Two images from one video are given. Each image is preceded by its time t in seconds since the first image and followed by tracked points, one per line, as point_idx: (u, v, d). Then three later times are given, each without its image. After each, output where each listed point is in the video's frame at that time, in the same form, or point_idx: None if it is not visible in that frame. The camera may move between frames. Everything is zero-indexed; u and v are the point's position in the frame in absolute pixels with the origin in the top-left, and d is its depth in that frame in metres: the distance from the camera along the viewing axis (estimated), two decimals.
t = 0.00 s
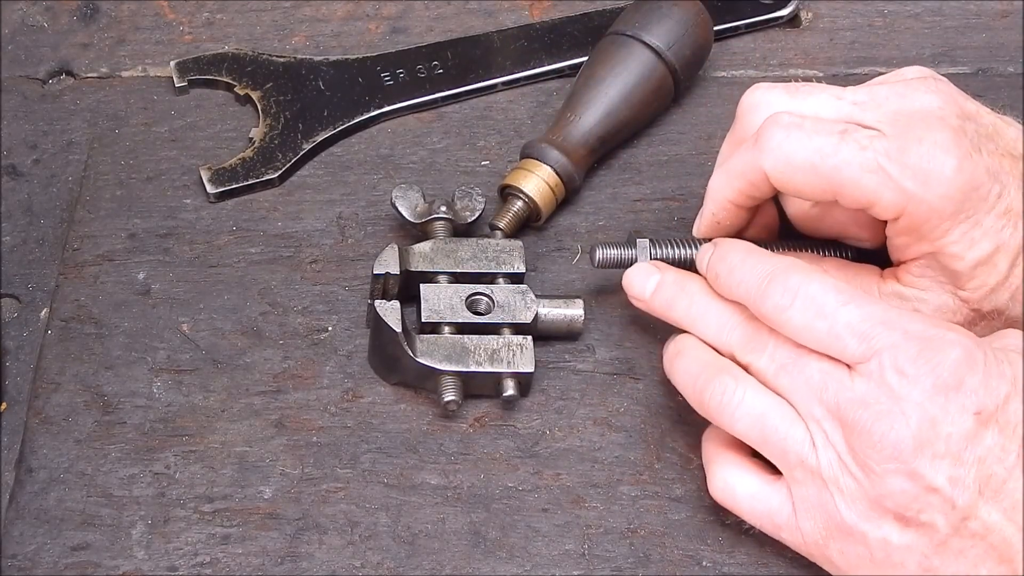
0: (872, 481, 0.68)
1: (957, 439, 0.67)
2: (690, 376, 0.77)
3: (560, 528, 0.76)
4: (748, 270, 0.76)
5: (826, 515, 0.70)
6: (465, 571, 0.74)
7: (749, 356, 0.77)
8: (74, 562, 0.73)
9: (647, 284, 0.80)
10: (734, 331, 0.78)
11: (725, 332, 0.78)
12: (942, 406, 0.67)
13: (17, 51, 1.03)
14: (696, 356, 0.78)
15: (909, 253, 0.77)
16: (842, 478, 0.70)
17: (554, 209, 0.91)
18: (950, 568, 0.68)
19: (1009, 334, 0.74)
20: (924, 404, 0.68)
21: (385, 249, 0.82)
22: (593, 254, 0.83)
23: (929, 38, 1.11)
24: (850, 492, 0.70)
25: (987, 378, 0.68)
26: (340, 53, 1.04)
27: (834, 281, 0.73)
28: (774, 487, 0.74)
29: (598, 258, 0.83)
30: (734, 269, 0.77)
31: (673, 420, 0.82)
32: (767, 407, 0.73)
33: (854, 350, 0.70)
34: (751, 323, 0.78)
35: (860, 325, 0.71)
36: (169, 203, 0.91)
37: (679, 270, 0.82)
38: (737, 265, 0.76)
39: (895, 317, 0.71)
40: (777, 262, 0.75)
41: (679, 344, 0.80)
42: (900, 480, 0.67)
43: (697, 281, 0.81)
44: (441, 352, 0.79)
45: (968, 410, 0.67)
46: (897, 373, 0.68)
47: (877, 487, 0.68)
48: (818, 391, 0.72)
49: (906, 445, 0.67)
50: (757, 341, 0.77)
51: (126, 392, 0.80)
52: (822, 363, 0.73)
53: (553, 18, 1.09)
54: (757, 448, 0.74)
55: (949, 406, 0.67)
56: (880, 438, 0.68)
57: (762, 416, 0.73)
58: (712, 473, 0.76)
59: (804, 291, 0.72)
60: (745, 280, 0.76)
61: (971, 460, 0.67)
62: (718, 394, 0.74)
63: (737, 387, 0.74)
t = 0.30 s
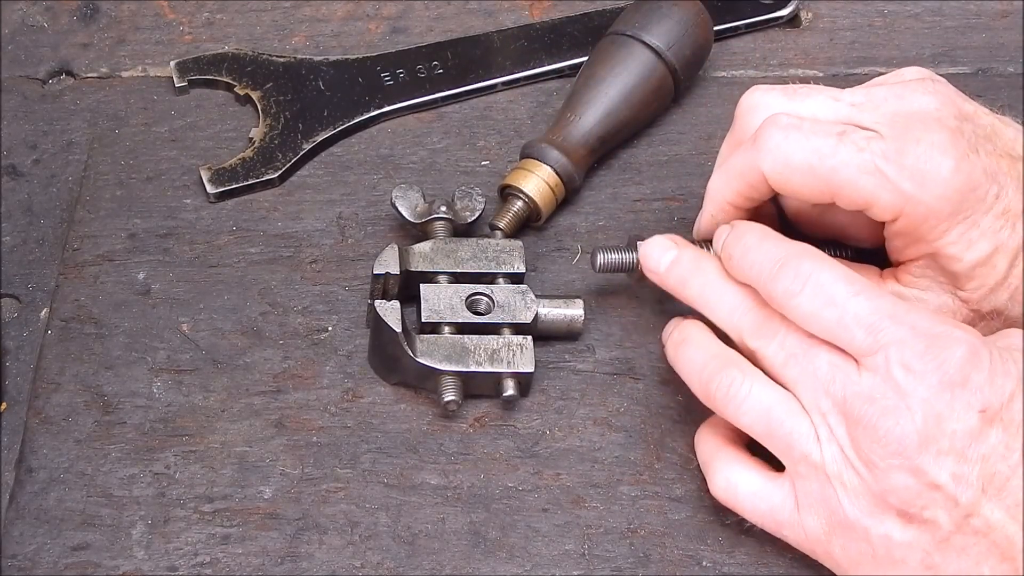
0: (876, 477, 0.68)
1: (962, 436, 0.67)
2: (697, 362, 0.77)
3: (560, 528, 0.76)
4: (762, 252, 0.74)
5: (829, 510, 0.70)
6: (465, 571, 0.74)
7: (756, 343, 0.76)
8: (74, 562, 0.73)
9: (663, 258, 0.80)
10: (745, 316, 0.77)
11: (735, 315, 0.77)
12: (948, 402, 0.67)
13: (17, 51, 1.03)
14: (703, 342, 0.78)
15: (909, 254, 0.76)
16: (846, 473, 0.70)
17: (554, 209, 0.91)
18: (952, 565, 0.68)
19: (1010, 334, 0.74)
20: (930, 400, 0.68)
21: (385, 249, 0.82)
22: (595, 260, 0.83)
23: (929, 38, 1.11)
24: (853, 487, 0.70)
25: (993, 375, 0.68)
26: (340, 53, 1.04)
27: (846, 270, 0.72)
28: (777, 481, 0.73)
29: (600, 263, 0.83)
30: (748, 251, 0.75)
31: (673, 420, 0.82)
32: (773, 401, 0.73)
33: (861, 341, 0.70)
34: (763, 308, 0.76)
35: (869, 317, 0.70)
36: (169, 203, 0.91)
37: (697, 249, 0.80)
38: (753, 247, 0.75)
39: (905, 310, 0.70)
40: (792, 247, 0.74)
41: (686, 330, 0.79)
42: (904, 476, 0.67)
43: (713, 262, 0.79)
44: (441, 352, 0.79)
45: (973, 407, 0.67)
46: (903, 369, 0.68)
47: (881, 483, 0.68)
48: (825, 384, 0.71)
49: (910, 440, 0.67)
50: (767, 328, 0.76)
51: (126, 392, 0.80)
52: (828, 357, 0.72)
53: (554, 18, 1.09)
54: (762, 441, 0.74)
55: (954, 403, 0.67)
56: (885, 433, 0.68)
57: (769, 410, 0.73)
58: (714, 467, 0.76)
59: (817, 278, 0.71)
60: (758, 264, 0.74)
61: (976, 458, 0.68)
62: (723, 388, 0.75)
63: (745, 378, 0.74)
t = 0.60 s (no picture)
0: (874, 476, 0.68)
1: (960, 434, 0.67)
2: (692, 371, 0.77)
3: (560, 528, 0.76)
4: (751, 270, 0.75)
5: (829, 510, 0.70)
6: (465, 571, 0.74)
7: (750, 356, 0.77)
8: (74, 562, 0.73)
9: (648, 287, 0.81)
10: (737, 332, 0.78)
11: (726, 333, 0.78)
12: (946, 401, 0.67)
13: (17, 51, 1.03)
14: (697, 352, 0.78)
15: (909, 254, 0.77)
16: (844, 472, 0.70)
17: (554, 209, 0.91)
18: (951, 564, 0.68)
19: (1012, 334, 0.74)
20: (927, 399, 0.68)
21: (385, 249, 0.82)
22: (597, 238, 0.81)
23: (929, 38, 1.11)
24: (852, 487, 0.70)
25: (990, 373, 0.68)
26: (339, 53, 1.04)
27: (837, 279, 0.73)
28: (776, 483, 0.73)
29: (601, 242, 0.81)
30: (737, 270, 0.76)
31: (673, 420, 0.82)
32: (772, 401, 0.73)
33: (858, 347, 0.70)
34: (755, 323, 0.77)
35: (863, 322, 0.71)
36: (169, 203, 0.91)
37: (681, 274, 0.82)
38: (741, 266, 0.76)
39: (899, 313, 0.71)
40: (781, 262, 0.75)
41: (676, 341, 0.79)
42: (902, 476, 0.67)
43: (699, 286, 0.81)
44: (441, 352, 0.79)
45: (970, 405, 0.67)
46: (900, 368, 0.68)
47: (879, 483, 0.68)
48: (822, 386, 0.72)
49: (908, 439, 0.67)
50: (759, 340, 0.76)
51: (126, 393, 0.80)
52: (825, 360, 0.72)
53: (554, 18, 1.09)
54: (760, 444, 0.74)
55: (952, 402, 0.67)
56: (883, 433, 0.68)
57: (767, 410, 0.72)
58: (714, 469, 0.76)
59: (808, 288, 0.72)
60: (749, 281, 0.75)
61: (973, 456, 0.68)
62: (721, 391, 0.74)
63: (742, 382, 0.74)
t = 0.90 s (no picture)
0: (875, 477, 0.68)
1: (961, 435, 0.67)
2: (697, 364, 0.77)
3: (560, 528, 0.76)
4: (755, 263, 0.76)
5: (829, 510, 0.70)
6: (465, 571, 0.74)
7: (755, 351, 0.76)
8: (74, 562, 0.73)
9: (652, 276, 0.81)
10: (741, 326, 0.78)
11: (730, 326, 0.78)
12: (947, 403, 0.67)
13: (17, 51, 1.03)
14: (702, 343, 0.78)
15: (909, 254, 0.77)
16: (845, 473, 0.70)
17: (554, 209, 0.91)
18: (950, 566, 0.68)
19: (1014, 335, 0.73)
20: (928, 400, 0.68)
21: (385, 249, 0.82)
22: (598, 228, 0.82)
23: (929, 38, 1.11)
24: (852, 487, 0.70)
25: (992, 375, 0.68)
26: (339, 53, 1.04)
27: (841, 277, 0.73)
28: (778, 482, 0.73)
29: (603, 232, 0.82)
30: (741, 263, 0.77)
31: (673, 420, 0.82)
32: (774, 398, 0.73)
33: (860, 346, 0.70)
34: (758, 318, 0.77)
35: (866, 321, 0.70)
36: (169, 202, 0.91)
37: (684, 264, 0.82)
38: (745, 260, 0.76)
39: (902, 313, 0.71)
40: (785, 258, 0.75)
41: (682, 331, 0.79)
42: (902, 477, 0.67)
43: (703, 277, 0.81)
44: (441, 352, 0.79)
45: (972, 407, 0.67)
46: (901, 369, 0.68)
47: (880, 484, 0.68)
48: (823, 385, 0.72)
49: (909, 440, 0.67)
50: (763, 336, 0.76)
51: (126, 393, 0.80)
52: (827, 359, 0.72)
53: (554, 18, 1.09)
54: (762, 441, 0.74)
55: (953, 403, 0.67)
56: (884, 433, 0.68)
57: (768, 408, 0.72)
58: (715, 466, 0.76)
59: (811, 286, 0.72)
60: (752, 275, 0.76)
61: (974, 458, 0.68)
62: (725, 387, 0.74)
63: (749, 376, 0.74)
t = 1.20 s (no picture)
0: (873, 478, 0.68)
1: (959, 436, 0.67)
2: (696, 366, 0.77)
3: (560, 528, 0.76)
4: (754, 266, 0.75)
5: (828, 511, 0.70)
6: (465, 571, 0.74)
7: (752, 352, 0.77)
8: (73, 562, 0.73)
9: (650, 280, 0.81)
10: (739, 330, 0.78)
11: (729, 329, 0.78)
12: (946, 403, 0.67)
13: (16, 50, 1.03)
14: (700, 347, 0.78)
15: (908, 255, 0.77)
16: (844, 473, 0.70)
17: (554, 209, 0.91)
18: (950, 566, 0.68)
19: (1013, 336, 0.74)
20: (926, 401, 0.68)
21: (385, 249, 0.82)
22: (596, 233, 0.81)
23: (929, 38, 1.11)
24: (851, 488, 0.69)
25: (991, 375, 0.68)
26: (339, 52, 1.04)
27: (839, 279, 0.73)
28: (776, 484, 0.73)
29: (601, 237, 0.81)
30: (738, 266, 0.76)
31: (673, 420, 0.82)
32: (773, 399, 0.73)
33: (858, 347, 0.70)
34: (756, 321, 0.78)
35: (864, 323, 0.70)
36: (169, 202, 0.91)
37: (682, 268, 0.82)
38: (742, 263, 0.76)
39: (900, 314, 0.71)
40: (783, 260, 0.75)
41: (681, 334, 0.79)
42: (900, 477, 0.67)
43: (702, 281, 0.81)
44: (442, 352, 0.79)
45: (970, 407, 0.67)
46: (899, 370, 0.68)
47: (878, 485, 0.68)
48: (822, 386, 0.72)
49: (908, 441, 0.67)
50: (762, 339, 0.77)
51: (126, 392, 0.80)
52: (826, 361, 0.72)
53: (554, 18, 1.09)
54: (762, 442, 0.74)
55: (952, 404, 0.67)
56: (882, 434, 0.68)
57: (767, 409, 0.73)
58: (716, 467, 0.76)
59: (809, 288, 0.72)
60: (750, 278, 0.75)
61: (973, 458, 0.68)
62: (724, 390, 0.74)
63: (748, 378, 0.74)
